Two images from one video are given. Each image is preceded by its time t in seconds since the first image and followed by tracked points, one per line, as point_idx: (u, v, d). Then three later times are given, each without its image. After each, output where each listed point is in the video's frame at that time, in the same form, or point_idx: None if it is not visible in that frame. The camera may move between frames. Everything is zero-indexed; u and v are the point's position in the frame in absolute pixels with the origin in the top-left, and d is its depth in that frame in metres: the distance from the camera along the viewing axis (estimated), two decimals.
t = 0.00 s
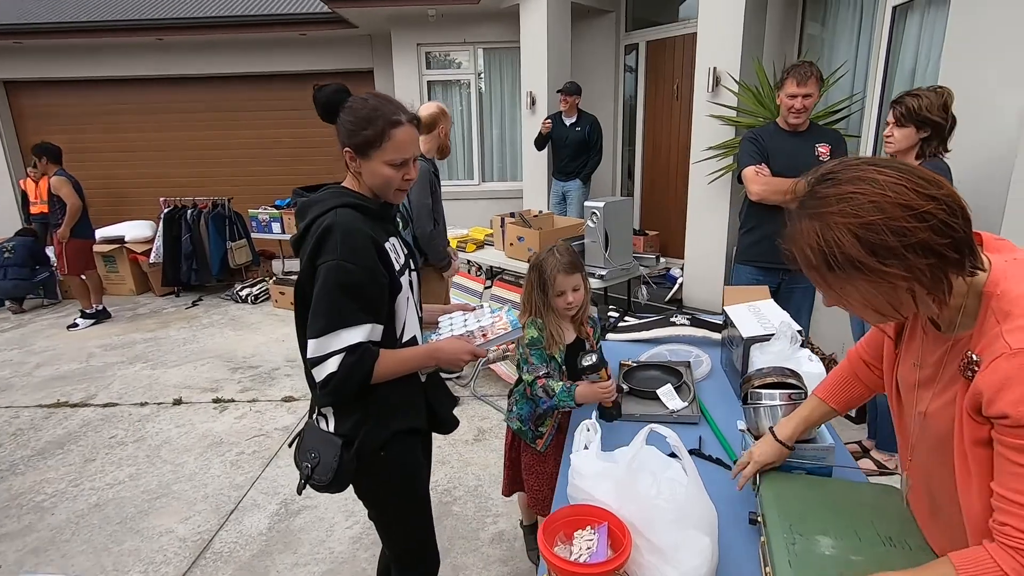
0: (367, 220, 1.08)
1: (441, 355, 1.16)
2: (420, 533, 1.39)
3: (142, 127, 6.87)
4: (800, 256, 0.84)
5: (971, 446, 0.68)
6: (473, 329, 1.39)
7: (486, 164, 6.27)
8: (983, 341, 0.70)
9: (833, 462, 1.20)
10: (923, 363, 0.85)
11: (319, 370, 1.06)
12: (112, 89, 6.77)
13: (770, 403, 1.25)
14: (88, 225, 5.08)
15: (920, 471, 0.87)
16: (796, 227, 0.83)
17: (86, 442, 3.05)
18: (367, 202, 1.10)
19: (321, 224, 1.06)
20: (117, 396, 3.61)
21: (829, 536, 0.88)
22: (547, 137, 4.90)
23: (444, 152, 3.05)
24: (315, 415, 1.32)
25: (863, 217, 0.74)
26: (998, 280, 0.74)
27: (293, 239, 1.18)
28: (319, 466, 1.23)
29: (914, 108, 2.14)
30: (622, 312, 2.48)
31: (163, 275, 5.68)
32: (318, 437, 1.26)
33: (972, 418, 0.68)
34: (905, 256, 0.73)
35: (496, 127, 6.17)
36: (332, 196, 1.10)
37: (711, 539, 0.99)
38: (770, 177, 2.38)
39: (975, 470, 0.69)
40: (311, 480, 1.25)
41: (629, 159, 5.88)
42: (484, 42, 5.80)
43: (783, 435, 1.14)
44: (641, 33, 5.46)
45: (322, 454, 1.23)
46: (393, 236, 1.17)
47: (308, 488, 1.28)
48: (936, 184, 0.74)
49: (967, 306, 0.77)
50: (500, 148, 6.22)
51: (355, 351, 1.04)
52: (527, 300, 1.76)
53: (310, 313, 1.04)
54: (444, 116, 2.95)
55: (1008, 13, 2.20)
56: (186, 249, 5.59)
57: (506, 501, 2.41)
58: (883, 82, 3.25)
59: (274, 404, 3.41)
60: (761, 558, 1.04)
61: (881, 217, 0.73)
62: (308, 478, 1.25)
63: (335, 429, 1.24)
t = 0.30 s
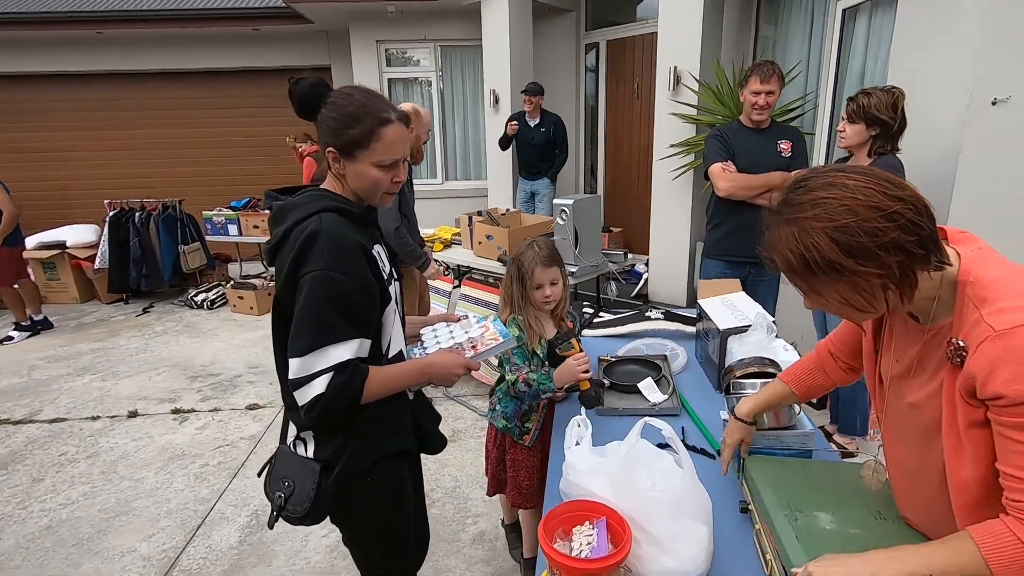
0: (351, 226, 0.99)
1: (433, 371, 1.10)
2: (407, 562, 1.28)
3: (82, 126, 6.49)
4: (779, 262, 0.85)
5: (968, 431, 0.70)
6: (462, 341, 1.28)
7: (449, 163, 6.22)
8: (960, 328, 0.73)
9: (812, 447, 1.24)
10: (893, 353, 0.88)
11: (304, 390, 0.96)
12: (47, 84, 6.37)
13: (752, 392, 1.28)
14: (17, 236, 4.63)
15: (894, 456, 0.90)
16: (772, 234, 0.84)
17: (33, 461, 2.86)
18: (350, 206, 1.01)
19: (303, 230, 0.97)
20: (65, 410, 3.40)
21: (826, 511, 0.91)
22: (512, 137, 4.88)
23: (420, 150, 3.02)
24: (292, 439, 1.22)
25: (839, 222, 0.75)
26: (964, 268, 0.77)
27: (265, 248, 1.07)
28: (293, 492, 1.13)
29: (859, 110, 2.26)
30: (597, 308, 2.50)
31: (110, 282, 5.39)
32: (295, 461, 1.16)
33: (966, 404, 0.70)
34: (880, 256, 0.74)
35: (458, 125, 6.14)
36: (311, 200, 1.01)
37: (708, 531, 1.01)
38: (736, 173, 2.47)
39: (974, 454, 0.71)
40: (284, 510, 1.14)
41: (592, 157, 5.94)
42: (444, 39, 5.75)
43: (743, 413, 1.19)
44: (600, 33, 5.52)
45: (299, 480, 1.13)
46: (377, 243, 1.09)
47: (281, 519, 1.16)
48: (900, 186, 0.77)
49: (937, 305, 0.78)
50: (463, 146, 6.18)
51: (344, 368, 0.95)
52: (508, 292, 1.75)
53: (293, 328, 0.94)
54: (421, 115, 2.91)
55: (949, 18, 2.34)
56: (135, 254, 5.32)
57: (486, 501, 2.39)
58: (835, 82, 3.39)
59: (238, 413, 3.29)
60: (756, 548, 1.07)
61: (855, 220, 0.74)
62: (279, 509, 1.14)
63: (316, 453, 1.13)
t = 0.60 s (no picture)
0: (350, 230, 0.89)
1: (434, 382, 1.02)
2: None
3: (16, 118, 6.08)
4: (770, 274, 0.88)
5: (977, 411, 0.74)
6: (459, 350, 1.28)
7: (413, 160, 6.17)
8: (948, 318, 0.77)
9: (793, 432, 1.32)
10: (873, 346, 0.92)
11: (300, 409, 0.84)
12: None
13: (737, 380, 1.33)
14: None
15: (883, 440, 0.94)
16: (762, 250, 0.87)
17: None
18: (347, 212, 0.91)
19: (298, 236, 0.86)
20: (10, 422, 3.19)
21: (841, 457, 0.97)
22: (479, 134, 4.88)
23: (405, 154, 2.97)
24: (276, 462, 1.09)
25: (827, 234, 0.78)
26: (940, 258, 0.82)
27: (252, 256, 0.95)
28: (286, 521, 1.00)
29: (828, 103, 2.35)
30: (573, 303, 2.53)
31: (52, 284, 5.08)
32: (286, 486, 1.03)
33: (970, 384, 0.74)
34: (869, 264, 0.78)
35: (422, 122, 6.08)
36: (305, 204, 0.89)
37: (707, 515, 1.06)
38: (705, 171, 2.57)
39: (980, 431, 0.75)
40: (273, 542, 1.00)
41: (557, 155, 6.00)
42: (407, 34, 5.68)
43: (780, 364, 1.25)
44: (564, 32, 5.57)
45: (292, 507, 1.00)
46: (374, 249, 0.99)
47: (264, 553, 1.02)
48: (876, 196, 0.80)
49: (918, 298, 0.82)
50: (427, 143, 6.14)
51: (345, 384, 0.85)
52: (493, 288, 1.77)
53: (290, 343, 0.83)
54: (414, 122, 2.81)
55: (899, 24, 2.48)
56: (79, 254, 5.04)
57: (467, 498, 2.39)
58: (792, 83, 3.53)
59: (202, 418, 3.16)
60: (750, 532, 1.12)
61: (842, 231, 0.77)
62: (268, 541, 1.00)
63: (311, 476, 1.02)
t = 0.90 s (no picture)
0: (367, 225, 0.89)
1: (445, 379, 1.03)
2: None
3: None
4: (772, 267, 0.93)
5: (972, 375, 0.83)
6: (460, 347, 1.29)
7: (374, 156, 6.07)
8: (940, 295, 0.85)
9: (776, 412, 1.40)
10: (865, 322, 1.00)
11: (322, 412, 0.83)
12: None
13: (725, 363, 1.39)
14: None
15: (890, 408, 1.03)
16: (763, 243, 0.92)
17: None
18: (356, 205, 0.89)
19: (314, 231, 0.83)
20: None
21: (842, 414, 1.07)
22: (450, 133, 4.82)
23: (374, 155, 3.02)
24: (276, 470, 1.04)
25: (828, 228, 0.83)
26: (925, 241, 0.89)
27: (256, 253, 0.91)
28: (297, 532, 0.97)
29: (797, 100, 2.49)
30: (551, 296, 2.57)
31: None
32: (292, 495, 0.99)
33: (967, 353, 0.83)
34: (866, 253, 0.84)
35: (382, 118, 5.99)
36: (310, 199, 0.86)
37: (708, 490, 1.11)
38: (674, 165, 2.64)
39: (975, 393, 0.84)
40: (284, 555, 0.97)
41: (519, 151, 6.03)
42: (368, 28, 5.67)
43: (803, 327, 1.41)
44: (524, 28, 5.59)
45: (302, 518, 0.97)
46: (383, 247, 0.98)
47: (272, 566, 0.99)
48: (867, 189, 0.86)
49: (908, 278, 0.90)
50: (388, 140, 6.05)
51: (368, 386, 0.84)
52: (481, 281, 1.77)
53: (308, 345, 0.80)
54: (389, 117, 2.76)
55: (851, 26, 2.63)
56: (15, 256, 4.71)
57: (450, 493, 2.40)
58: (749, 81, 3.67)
59: (165, 425, 3.03)
60: (745, 506, 1.18)
61: (841, 225, 0.83)
62: (279, 554, 0.97)
63: (321, 483, 0.98)
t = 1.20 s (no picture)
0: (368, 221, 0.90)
1: (437, 376, 1.04)
2: None
3: None
4: (754, 261, 0.99)
5: (940, 350, 0.95)
6: (447, 343, 1.31)
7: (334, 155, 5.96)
8: (908, 278, 0.95)
9: (747, 397, 1.47)
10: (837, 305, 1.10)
11: (329, 414, 0.83)
12: None
13: (699, 352, 1.46)
14: None
15: (857, 379, 1.15)
16: (746, 239, 0.98)
17: None
18: (356, 201, 0.91)
19: (318, 230, 0.83)
20: None
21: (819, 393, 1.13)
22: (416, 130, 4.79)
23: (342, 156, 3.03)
24: (268, 473, 1.03)
25: (803, 224, 0.90)
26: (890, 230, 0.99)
27: (252, 251, 0.90)
28: (296, 535, 0.96)
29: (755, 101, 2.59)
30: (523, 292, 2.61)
31: None
32: (289, 498, 0.99)
33: (934, 330, 0.94)
34: (839, 245, 0.91)
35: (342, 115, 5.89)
36: (311, 194, 0.87)
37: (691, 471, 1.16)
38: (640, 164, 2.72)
39: (940, 365, 0.96)
40: (284, 559, 0.97)
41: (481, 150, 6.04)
42: (327, 22, 5.63)
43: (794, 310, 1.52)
44: (486, 28, 5.60)
45: (299, 520, 0.97)
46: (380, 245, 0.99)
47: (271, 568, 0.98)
48: (837, 184, 0.93)
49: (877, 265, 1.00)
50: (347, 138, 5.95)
51: (375, 384, 0.85)
52: (458, 277, 1.79)
53: (314, 346, 0.80)
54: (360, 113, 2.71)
55: (801, 33, 2.78)
56: None
57: (425, 490, 2.40)
58: (706, 84, 3.81)
59: (120, 434, 2.90)
60: (723, 486, 1.23)
61: (816, 220, 0.89)
62: (278, 557, 0.96)
63: (319, 485, 0.98)
